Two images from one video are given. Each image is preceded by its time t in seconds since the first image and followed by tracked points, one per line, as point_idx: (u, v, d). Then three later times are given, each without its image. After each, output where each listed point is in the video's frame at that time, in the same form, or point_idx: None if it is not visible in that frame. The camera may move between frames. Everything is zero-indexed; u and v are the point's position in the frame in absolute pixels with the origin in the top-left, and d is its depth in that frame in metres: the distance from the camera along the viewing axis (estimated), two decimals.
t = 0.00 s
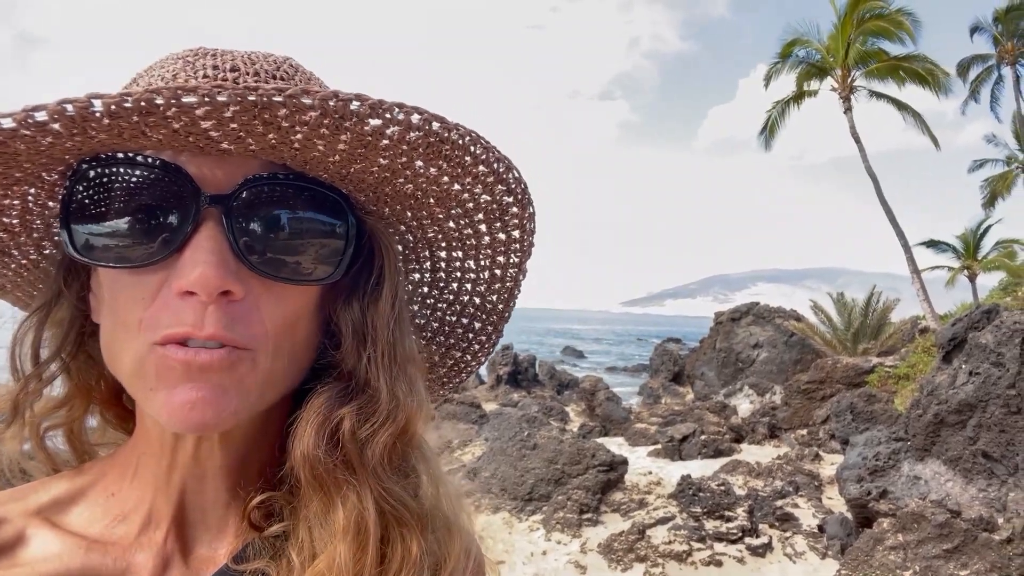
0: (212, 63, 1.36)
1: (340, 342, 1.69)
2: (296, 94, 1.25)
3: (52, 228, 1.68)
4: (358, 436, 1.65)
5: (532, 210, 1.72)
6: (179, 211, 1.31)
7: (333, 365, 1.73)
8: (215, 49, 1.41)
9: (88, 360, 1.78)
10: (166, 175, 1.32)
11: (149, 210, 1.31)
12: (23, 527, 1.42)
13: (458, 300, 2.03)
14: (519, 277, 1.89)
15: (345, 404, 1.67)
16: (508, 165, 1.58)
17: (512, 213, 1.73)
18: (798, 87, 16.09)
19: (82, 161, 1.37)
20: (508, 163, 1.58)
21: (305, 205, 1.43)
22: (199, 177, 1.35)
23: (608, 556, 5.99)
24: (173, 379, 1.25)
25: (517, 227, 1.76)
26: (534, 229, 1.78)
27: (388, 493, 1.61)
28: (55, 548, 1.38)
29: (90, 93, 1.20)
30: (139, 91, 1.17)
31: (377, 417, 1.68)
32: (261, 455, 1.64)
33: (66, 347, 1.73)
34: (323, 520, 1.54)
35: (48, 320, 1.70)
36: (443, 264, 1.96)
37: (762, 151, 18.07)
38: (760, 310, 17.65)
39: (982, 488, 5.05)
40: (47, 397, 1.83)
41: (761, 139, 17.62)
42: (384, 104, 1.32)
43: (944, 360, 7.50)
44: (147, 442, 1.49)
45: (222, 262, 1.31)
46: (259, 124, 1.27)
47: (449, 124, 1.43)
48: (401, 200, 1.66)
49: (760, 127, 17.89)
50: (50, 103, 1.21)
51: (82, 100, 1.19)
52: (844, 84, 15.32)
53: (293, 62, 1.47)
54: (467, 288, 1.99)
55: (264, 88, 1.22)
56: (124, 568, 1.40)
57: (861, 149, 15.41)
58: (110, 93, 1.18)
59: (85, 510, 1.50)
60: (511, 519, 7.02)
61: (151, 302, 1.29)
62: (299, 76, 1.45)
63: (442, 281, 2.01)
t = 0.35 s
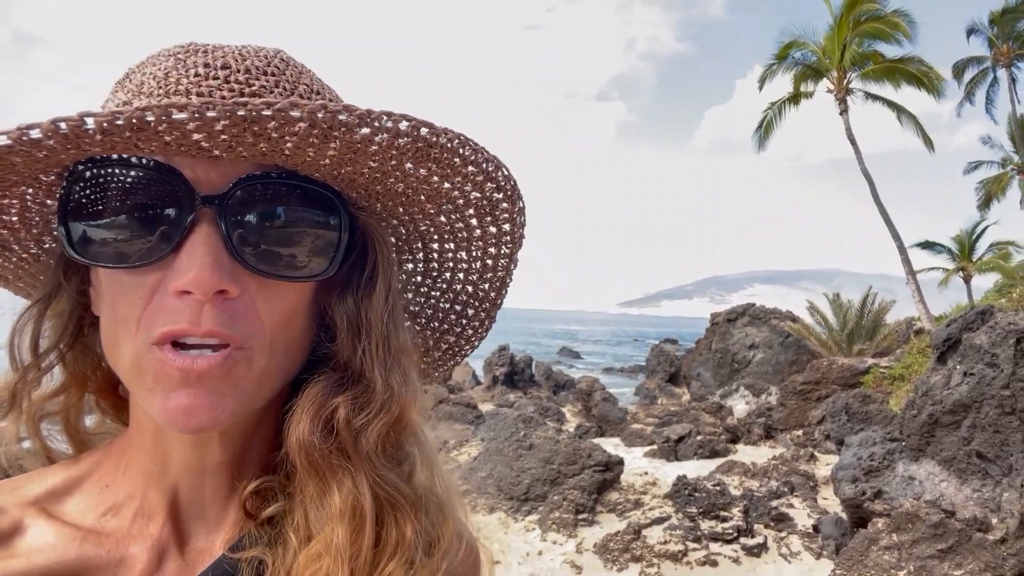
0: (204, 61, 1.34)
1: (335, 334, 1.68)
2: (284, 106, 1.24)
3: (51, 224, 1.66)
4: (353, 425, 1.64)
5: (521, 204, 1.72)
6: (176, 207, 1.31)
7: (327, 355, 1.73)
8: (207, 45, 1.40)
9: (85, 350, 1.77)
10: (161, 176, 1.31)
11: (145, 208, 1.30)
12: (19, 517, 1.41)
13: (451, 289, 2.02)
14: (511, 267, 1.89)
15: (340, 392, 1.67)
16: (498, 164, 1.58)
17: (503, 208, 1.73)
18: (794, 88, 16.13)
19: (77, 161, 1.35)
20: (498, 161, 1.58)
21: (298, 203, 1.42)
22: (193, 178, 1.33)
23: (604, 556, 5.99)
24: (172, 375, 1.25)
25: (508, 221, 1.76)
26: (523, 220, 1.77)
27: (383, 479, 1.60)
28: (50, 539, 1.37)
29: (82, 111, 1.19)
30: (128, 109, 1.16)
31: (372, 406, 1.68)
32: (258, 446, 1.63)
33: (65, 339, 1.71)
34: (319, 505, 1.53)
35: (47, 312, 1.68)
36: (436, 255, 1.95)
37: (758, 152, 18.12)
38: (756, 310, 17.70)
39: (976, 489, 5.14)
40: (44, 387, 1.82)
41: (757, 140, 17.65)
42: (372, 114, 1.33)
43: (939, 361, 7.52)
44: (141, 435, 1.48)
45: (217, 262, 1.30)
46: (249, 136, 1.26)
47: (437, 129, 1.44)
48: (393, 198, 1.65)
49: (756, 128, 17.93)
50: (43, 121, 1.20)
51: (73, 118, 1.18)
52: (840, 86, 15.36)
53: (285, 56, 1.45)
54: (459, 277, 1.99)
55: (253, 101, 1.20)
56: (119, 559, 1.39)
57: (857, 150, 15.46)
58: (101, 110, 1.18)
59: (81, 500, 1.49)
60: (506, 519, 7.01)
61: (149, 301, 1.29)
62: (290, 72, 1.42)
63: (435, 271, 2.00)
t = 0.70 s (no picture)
0: (209, 55, 1.36)
1: (340, 328, 1.69)
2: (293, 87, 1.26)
3: (54, 220, 1.67)
4: (360, 421, 1.65)
5: (527, 197, 1.73)
6: (179, 201, 1.31)
7: (333, 350, 1.73)
8: (212, 41, 1.41)
9: (87, 349, 1.77)
10: (166, 167, 1.32)
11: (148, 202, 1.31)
12: (23, 516, 1.43)
13: (455, 287, 2.03)
14: (515, 262, 1.90)
15: (346, 388, 1.68)
16: (504, 153, 1.58)
17: (508, 200, 1.73)
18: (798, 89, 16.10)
19: (83, 154, 1.36)
20: (504, 150, 1.58)
21: (303, 195, 1.43)
22: (199, 170, 1.34)
23: (605, 556, 5.99)
24: (173, 370, 1.29)
25: (513, 214, 1.77)
26: (529, 214, 1.79)
27: (390, 475, 1.61)
28: (53, 538, 1.38)
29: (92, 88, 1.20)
30: (138, 86, 1.17)
31: (378, 401, 1.69)
32: (263, 445, 1.64)
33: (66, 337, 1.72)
34: (326, 501, 1.54)
35: (50, 310, 1.70)
36: (440, 251, 1.95)
37: (761, 152, 18.08)
38: (758, 311, 17.69)
39: (978, 490, 5.16)
40: (48, 386, 1.84)
41: (759, 139, 17.61)
42: (380, 95, 1.33)
43: (941, 362, 7.51)
44: (144, 433, 1.49)
45: (223, 253, 1.31)
46: (257, 117, 1.27)
47: (445, 113, 1.45)
48: (398, 189, 1.66)
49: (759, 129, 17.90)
50: (53, 98, 1.21)
51: (83, 95, 1.19)
52: (843, 87, 15.34)
53: (289, 53, 1.46)
54: (463, 274, 1.99)
55: (262, 80, 1.22)
56: (122, 558, 1.40)
57: (860, 151, 15.43)
58: (111, 88, 1.19)
59: (84, 499, 1.50)
60: (507, 519, 7.01)
61: (153, 293, 1.31)
62: (294, 67, 1.44)
63: (440, 267, 2.01)
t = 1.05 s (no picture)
0: (219, 64, 1.36)
1: (349, 340, 1.69)
2: (301, 99, 1.25)
3: (63, 228, 1.68)
4: (371, 433, 1.65)
5: (536, 208, 1.73)
6: (188, 211, 1.31)
7: (343, 362, 1.74)
8: (222, 49, 1.41)
9: (95, 357, 1.78)
10: (174, 177, 1.32)
11: (158, 211, 1.31)
12: (31, 523, 1.42)
13: (464, 297, 2.03)
14: (525, 273, 1.90)
15: (357, 401, 1.68)
16: (514, 165, 1.58)
17: (518, 211, 1.73)
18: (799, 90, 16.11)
19: (91, 163, 1.37)
20: (514, 162, 1.58)
21: (312, 206, 1.43)
22: (208, 181, 1.34)
23: (605, 557, 5.99)
24: (182, 379, 1.27)
25: (523, 226, 1.77)
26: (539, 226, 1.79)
27: (401, 489, 1.61)
28: (60, 545, 1.38)
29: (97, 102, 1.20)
30: (145, 99, 1.17)
31: (388, 414, 1.69)
32: (270, 454, 1.64)
33: (75, 346, 1.72)
34: (338, 516, 1.54)
35: (58, 318, 1.69)
36: (449, 261, 1.95)
37: (762, 153, 18.08)
38: (758, 312, 17.70)
39: (979, 493, 5.07)
40: (56, 393, 1.84)
41: (760, 140, 17.61)
42: (388, 107, 1.33)
43: (942, 365, 7.51)
44: (152, 440, 1.50)
45: (230, 264, 1.31)
46: (264, 130, 1.27)
47: (453, 125, 1.44)
48: (406, 200, 1.66)
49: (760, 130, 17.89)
50: (59, 111, 1.21)
51: (88, 108, 1.20)
52: (845, 88, 15.34)
53: (299, 61, 1.46)
54: (473, 285, 2.00)
55: (269, 93, 1.21)
56: (129, 566, 1.40)
57: (862, 153, 15.43)
58: (116, 101, 1.19)
59: (91, 506, 1.50)
60: (507, 519, 7.02)
61: (160, 302, 1.30)
62: (304, 76, 1.43)
63: (449, 278, 2.01)
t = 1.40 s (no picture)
0: (216, 69, 1.37)
1: (339, 346, 1.69)
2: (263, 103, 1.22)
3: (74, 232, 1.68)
4: (355, 441, 1.64)
5: (531, 212, 1.71)
6: (187, 214, 1.32)
7: (332, 368, 1.73)
8: (224, 54, 1.42)
9: (102, 358, 1.78)
10: (165, 183, 1.33)
11: (154, 214, 1.32)
12: (34, 526, 1.43)
13: (468, 303, 2.04)
14: (527, 279, 1.90)
15: (342, 407, 1.67)
16: (501, 168, 1.56)
17: (512, 216, 1.72)
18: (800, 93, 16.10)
19: (90, 167, 1.38)
20: (501, 165, 1.56)
21: (303, 210, 1.42)
22: (196, 185, 1.35)
23: (605, 559, 5.98)
24: (168, 382, 1.27)
25: (519, 230, 1.76)
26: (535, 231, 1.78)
27: (386, 498, 1.60)
28: (63, 548, 1.38)
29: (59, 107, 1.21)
30: (103, 105, 1.18)
31: (374, 421, 1.68)
32: (269, 457, 1.64)
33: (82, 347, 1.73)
34: (321, 525, 1.53)
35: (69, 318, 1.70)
36: (450, 267, 1.95)
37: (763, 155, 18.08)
38: (759, 314, 17.70)
39: (980, 496, 5.09)
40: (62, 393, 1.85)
41: (761, 142, 17.61)
42: (356, 111, 1.28)
43: (943, 367, 7.50)
44: (151, 442, 1.51)
45: (213, 268, 1.31)
46: (229, 134, 1.25)
47: (429, 128, 1.40)
48: (397, 205, 1.65)
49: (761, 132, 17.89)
50: (22, 119, 1.23)
51: (48, 115, 1.20)
52: (846, 90, 15.33)
53: (300, 66, 1.45)
54: (475, 291, 2.00)
55: (228, 98, 1.19)
56: (132, 568, 1.40)
57: (862, 155, 15.42)
58: (77, 107, 1.20)
59: (95, 509, 1.51)
60: (508, 521, 7.02)
61: (150, 306, 1.31)
62: (304, 80, 1.43)
63: (450, 285, 2.01)
